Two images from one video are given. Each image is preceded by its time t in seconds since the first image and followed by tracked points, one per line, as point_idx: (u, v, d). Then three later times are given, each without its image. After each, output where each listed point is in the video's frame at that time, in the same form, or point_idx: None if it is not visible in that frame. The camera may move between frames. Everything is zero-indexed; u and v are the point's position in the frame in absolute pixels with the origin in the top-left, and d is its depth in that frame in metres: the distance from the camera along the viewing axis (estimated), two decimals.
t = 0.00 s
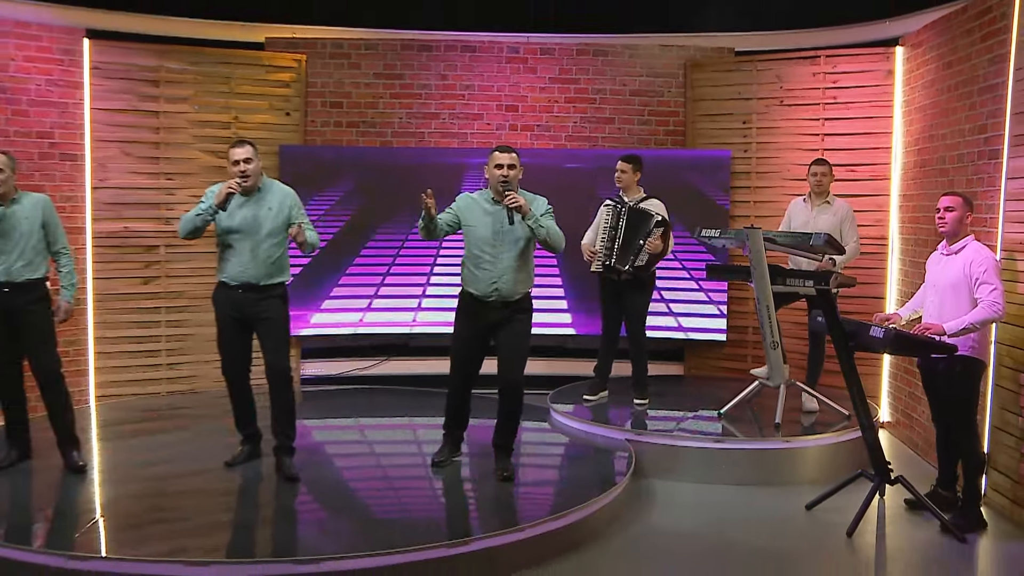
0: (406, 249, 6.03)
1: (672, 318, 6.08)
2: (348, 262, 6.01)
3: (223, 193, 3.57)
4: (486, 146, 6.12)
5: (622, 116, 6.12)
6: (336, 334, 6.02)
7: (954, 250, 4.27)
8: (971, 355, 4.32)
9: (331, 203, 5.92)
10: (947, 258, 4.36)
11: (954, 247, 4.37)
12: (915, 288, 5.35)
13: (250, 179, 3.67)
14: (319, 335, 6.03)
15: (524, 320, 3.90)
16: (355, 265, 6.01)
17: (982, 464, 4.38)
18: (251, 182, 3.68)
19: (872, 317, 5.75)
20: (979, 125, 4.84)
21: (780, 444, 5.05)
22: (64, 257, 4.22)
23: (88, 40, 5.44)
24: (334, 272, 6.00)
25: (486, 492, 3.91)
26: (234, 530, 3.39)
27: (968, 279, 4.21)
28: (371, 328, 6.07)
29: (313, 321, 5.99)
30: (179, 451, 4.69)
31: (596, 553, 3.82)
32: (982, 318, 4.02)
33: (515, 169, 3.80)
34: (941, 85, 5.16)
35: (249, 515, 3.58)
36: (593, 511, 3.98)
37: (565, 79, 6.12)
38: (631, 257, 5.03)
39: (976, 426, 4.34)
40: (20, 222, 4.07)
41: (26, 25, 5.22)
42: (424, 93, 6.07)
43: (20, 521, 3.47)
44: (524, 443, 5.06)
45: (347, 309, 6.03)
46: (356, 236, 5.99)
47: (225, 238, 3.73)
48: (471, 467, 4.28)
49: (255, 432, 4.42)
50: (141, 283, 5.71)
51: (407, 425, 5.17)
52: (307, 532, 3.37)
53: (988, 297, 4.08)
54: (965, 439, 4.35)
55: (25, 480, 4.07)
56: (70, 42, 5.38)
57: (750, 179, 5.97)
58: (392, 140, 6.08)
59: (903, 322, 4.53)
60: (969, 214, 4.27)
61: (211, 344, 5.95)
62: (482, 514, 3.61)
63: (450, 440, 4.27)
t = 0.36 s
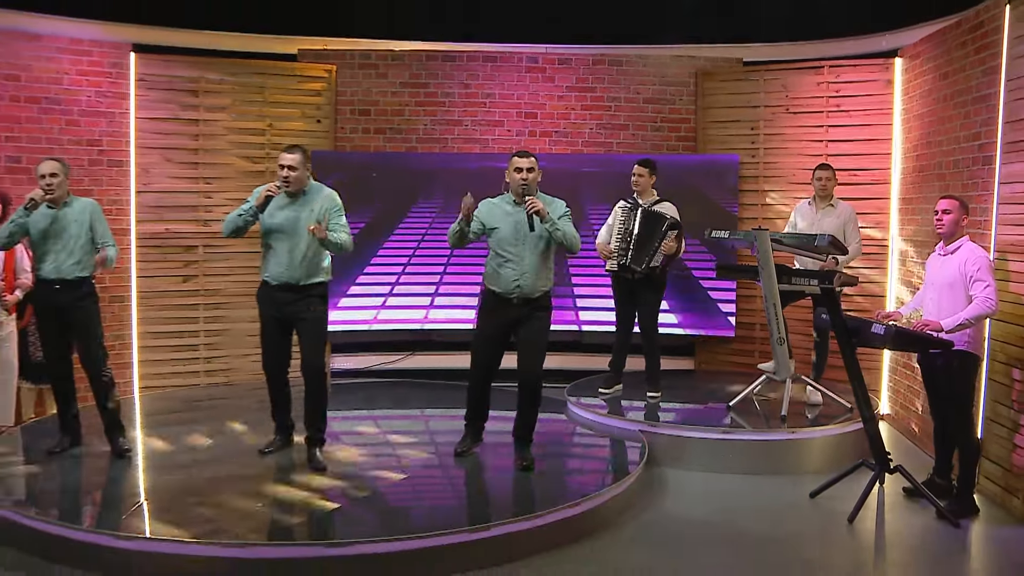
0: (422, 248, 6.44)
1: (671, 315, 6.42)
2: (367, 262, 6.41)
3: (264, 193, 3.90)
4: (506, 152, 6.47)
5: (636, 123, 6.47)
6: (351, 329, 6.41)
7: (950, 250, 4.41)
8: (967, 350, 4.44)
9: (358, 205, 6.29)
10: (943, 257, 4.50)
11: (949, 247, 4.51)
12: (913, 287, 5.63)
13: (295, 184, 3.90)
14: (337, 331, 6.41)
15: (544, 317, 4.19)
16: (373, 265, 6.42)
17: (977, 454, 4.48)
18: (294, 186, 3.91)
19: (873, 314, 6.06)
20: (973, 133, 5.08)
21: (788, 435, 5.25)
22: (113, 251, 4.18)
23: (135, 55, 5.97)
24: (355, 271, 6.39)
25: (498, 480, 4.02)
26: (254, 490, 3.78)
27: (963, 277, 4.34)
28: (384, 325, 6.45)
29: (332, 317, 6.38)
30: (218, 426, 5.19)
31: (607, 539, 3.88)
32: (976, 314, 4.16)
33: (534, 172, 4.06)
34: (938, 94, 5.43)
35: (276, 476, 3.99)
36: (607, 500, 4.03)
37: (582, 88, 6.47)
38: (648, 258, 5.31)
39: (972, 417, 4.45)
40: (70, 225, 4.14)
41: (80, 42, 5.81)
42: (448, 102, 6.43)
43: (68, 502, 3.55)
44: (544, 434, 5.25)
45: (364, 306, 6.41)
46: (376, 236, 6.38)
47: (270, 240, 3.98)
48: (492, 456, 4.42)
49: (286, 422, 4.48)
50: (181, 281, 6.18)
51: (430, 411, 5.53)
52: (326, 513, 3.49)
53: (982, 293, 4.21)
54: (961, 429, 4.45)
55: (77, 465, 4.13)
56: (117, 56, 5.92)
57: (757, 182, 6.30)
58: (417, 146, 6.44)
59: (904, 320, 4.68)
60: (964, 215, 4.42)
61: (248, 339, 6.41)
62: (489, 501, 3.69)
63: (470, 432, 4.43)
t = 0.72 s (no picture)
0: (434, 248, 6.73)
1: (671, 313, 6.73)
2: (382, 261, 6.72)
3: (294, 195, 4.13)
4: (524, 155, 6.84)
5: (648, 127, 6.84)
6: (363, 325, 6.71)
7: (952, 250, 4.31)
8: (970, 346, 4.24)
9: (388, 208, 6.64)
10: (946, 258, 4.40)
11: (953, 248, 4.37)
12: (915, 286, 5.85)
13: (326, 185, 4.07)
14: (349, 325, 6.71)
15: (560, 305, 4.19)
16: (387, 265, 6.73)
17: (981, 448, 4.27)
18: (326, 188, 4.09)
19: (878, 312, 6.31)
20: (972, 137, 5.20)
21: (796, 429, 5.01)
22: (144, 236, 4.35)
23: (168, 63, 6.28)
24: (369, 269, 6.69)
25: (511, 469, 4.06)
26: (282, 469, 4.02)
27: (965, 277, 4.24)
28: (393, 322, 6.74)
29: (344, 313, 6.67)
30: (251, 412, 5.47)
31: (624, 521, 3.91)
32: (977, 312, 4.03)
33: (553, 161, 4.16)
34: (938, 100, 5.63)
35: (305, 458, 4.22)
36: (625, 490, 4.03)
37: (597, 94, 6.83)
38: (661, 255, 5.55)
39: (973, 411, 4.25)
40: (103, 223, 4.35)
41: (118, 52, 6.12)
42: (468, 107, 6.80)
43: (109, 487, 3.72)
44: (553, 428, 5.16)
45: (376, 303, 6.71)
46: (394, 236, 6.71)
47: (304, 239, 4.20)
48: (506, 449, 4.47)
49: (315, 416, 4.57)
50: (210, 280, 6.45)
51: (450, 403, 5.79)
52: (349, 501, 3.55)
53: (982, 292, 4.09)
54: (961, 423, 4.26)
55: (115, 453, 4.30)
56: (152, 65, 6.24)
57: (766, 185, 6.64)
58: (437, 149, 6.81)
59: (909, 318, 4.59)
60: (968, 216, 4.31)
61: (274, 335, 6.66)
62: (502, 493, 3.69)
63: (488, 424, 4.49)
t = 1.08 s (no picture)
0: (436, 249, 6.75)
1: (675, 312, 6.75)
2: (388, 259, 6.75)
3: (319, 185, 4.01)
4: (538, 153, 6.86)
5: (663, 125, 6.85)
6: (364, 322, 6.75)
7: (969, 248, 4.30)
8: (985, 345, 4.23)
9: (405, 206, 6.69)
10: (963, 256, 4.38)
11: (971, 246, 4.35)
12: (929, 284, 5.85)
13: (350, 176, 4.09)
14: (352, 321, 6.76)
15: (574, 301, 4.19)
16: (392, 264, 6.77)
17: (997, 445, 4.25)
18: (351, 179, 4.10)
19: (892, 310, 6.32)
20: (987, 134, 5.17)
21: (809, 427, 5.01)
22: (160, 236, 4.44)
23: (183, 62, 6.30)
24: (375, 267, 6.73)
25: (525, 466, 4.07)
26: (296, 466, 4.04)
27: (981, 276, 4.22)
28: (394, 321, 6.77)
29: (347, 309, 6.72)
30: (267, 408, 5.49)
31: (637, 520, 3.92)
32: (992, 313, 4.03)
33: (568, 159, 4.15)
34: (954, 98, 5.61)
35: (319, 456, 4.23)
36: (637, 487, 4.04)
37: (610, 92, 6.85)
38: (676, 251, 5.55)
39: (989, 409, 4.23)
40: (119, 220, 4.39)
41: (133, 50, 6.15)
42: (481, 105, 6.82)
43: (125, 484, 3.73)
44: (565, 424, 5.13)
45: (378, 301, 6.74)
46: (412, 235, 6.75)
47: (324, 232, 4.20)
48: (519, 448, 4.45)
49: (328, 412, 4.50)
50: (225, 277, 6.49)
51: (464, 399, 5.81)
52: (363, 499, 3.55)
53: (998, 292, 4.08)
54: (977, 420, 4.25)
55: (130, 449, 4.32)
56: (168, 63, 6.25)
57: (780, 183, 6.67)
58: (451, 147, 6.83)
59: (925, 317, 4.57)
60: (986, 215, 4.29)
61: (288, 332, 6.69)
62: (515, 491, 3.69)
63: (500, 422, 4.47)
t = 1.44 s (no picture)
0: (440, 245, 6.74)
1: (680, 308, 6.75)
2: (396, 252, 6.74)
3: (348, 177, 3.95)
4: (553, 149, 6.86)
5: (678, 121, 6.83)
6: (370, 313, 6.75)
7: (988, 245, 4.27)
8: (1004, 343, 4.20)
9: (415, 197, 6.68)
10: (981, 253, 4.36)
11: (989, 244, 4.33)
12: (945, 281, 5.84)
13: (374, 173, 4.07)
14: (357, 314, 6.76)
15: (587, 296, 4.17)
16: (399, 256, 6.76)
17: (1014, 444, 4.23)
18: (375, 175, 4.07)
19: (908, 307, 6.31)
20: (1004, 130, 5.13)
21: (825, 425, 4.98)
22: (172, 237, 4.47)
23: (199, 58, 6.34)
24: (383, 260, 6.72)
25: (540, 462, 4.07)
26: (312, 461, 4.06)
27: (1000, 273, 4.20)
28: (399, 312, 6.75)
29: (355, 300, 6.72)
30: (283, 403, 5.51)
31: (652, 516, 3.91)
32: (1011, 311, 4.00)
33: (580, 156, 4.13)
34: (971, 94, 5.58)
35: (335, 450, 4.24)
36: (653, 483, 4.03)
37: (625, 88, 6.84)
38: (693, 248, 5.54)
39: (1007, 407, 4.21)
40: (139, 216, 4.40)
41: (150, 47, 6.17)
42: (496, 101, 6.82)
43: (143, 479, 3.74)
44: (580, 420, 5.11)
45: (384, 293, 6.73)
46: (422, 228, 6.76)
47: (345, 225, 4.14)
48: (534, 443, 4.45)
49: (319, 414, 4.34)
50: (241, 273, 6.51)
51: (479, 395, 5.82)
52: (379, 494, 3.56)
53: (1016, 290, 4.05)
54: (995, 419, 4.22)
55: (146, 444, 4.34)
56: (184, 60, 6.29)
57: (796, 179, 6.68)
58: (466, 143, 6.84)
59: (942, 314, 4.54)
60: (1005, 211, 4.26)
61: (303, 328, 6.71)
62: (531, 487, 3.69)
63: (513, 414, 4.47)
